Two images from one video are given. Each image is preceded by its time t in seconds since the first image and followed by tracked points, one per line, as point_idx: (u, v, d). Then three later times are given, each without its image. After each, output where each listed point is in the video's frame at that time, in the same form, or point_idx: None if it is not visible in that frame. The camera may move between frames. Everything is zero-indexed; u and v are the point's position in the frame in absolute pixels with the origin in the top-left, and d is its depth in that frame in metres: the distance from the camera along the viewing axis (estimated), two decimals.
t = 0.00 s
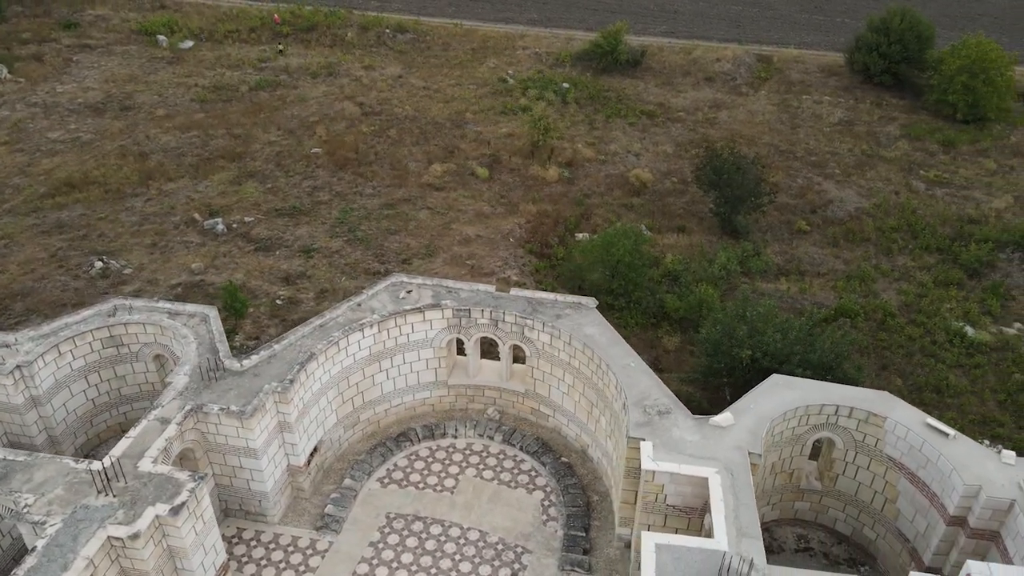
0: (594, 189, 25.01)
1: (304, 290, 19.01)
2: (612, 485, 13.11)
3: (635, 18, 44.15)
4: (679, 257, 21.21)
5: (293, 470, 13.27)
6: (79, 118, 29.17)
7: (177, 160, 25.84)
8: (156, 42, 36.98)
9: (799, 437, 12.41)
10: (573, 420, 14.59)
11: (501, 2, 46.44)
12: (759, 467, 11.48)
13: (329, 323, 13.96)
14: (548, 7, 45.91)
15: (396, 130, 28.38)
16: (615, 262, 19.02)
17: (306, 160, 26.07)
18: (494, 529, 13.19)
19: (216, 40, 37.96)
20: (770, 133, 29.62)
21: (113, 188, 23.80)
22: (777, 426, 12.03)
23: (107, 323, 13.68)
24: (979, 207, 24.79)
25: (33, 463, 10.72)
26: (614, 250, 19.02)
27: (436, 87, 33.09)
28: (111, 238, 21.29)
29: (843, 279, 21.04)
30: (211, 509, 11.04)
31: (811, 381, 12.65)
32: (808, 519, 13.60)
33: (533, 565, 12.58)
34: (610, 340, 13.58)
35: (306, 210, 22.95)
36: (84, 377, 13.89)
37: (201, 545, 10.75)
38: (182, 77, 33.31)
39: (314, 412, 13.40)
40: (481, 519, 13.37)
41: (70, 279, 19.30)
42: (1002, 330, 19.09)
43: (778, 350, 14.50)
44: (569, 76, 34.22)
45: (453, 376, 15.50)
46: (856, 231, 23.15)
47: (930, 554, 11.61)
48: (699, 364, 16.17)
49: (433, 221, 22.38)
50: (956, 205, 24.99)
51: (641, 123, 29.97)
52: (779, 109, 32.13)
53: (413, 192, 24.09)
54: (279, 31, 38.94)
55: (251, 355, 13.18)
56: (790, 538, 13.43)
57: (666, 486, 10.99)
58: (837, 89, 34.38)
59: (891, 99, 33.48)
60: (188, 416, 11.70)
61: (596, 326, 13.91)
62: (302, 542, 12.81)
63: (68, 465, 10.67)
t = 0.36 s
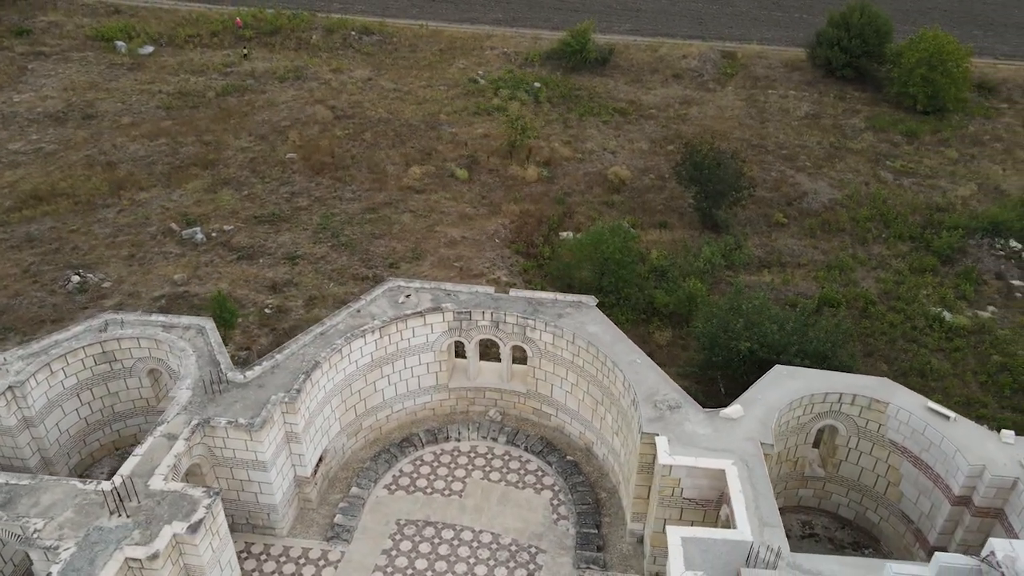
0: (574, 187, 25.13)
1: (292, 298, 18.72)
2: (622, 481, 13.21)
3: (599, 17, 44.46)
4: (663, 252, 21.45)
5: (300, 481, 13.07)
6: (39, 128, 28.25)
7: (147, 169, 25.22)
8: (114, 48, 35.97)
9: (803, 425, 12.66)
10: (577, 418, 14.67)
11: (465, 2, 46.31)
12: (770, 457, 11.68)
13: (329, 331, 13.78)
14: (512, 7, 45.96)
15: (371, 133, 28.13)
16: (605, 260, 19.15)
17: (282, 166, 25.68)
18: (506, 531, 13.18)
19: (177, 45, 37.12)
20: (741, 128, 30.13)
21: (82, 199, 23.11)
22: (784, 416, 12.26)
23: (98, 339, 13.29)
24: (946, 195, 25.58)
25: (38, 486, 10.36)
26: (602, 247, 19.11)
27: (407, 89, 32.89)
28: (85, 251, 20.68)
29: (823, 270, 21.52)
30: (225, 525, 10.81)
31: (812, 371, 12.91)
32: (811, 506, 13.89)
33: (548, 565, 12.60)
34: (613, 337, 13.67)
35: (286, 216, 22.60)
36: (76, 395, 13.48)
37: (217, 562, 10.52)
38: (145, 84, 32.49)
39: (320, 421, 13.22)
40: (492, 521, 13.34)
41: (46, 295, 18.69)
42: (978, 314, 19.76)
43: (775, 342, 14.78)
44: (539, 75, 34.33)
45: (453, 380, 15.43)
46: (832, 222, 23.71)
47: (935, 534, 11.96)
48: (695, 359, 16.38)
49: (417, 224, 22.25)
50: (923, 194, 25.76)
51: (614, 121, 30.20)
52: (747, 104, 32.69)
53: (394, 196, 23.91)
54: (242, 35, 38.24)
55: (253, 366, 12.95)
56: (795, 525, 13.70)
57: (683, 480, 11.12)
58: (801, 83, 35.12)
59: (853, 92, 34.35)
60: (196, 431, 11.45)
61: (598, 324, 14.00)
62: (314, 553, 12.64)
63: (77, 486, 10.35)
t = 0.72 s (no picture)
0: (555, 186, 25.23)
1: (283, 306, 18.43)
2: (635, 477, 13.32)
3: (565, 16, 44.68)
4: (650, 248, 21.66)
5: (312, 491, 12.88)
6: None
7: (119, 179, 24.55)
8: (72, 55, 34.89)
9: (811, 414, 12.91)
10: (583, 416, 14.74)
11: (429, 3, 46.09)
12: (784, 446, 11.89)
13: (334, 338, 13.61)
14: (477, 7, 45.91)
15: (347, 137, 27.85)
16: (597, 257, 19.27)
17: (259, 172, 25.25)
18: (522, 531, 13.19)
19: (138, 51, 36.19)
20: (714, 123, 30.59)
21: (54, 211, 22.39)
22: (794, 406, 12.50)
23: (96, 356, 12.92)
24: (915, 184, 26.35)
25: (51, 509, 10.03)
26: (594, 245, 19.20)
27: (379, 91, 32.63)
28: (62, 264, 20.05)
29: (805, 260, 21.98)
30: (246, 541, 10.60)
31: (816, 360, 13.18)
32: (817, 493, 14.18)
33: (567, 563, 12.64)
34: (620, 334, 13.77)
35: (268, 223, 22.24)
36: (74, 414, 13.09)
37: None
38: (108, 91, 31.62)
39: (329, 430, 13.04)
40: (508, 523, 13.33)
41: (25, 312, 18.06)
42: (955, 299, 20.41)
43: (776, 333, 15.03)
44: (511, 75, 34.37)
45: (457, 383, 15.37)
46: (809, 213, 24.24)
47: (942, 513, 12.32)
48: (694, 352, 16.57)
49: (403, 227, 22.09)
50: (893, 183, 26.50)
51: (590, 119, 30.39)
52: (717, 100, 33.20)
53: (376, 199, 23.71)
54: (205, 39, 37.46)
55: (260, 377, 12.72)
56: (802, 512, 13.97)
57: (703, 473, 11.26)
58: (767, 78, 35.79)
59: (818, 86, 35.15)
60: (209, 446, 11.21)
61: (604, 321, 14.09)
62: (330, 564, 12.47)
63: (93, 508, 10.05)
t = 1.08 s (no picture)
0: (539, 185, 25.29)
1: (278, 314, 18.13)
2: (652, 472, 13.46)
3: (531, 16, 44.79)
4: (640, 244, 21.87)
5: (330, 501, 12.71)
6: None
7: (93, 190, 23.87)
8: (29, 62, 33.71)
9: (821, 402, 13.19)
10: (594, 414, 14.83)
11: (395, 5, 45.77)
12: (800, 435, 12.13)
13: (345, 346, 13.44)
14: (444, 7, 45.73)
15: (325, 141, 27.51)
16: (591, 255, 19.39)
17: (238, 179, 24.78)
18: (542, 531, 13.21)
19: (99, 57, 35.14)
20: (688, 119, 31.00)
21: (28, 225, 21.66)
22: (806, 395, 12.76)
23: (101, 373, 12.57)
24: (887, 174, 27.08)
25: (74, 532, 9.74)
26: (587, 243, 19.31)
27: (353, 94, 32.29)
28: (42, 279, 19.41)
29: (789, 252, 22.42)
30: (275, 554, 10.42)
31: (823, 350, 13.46)
32: (824, 479, 14.48)
33: (590, 561, 12.70)
34: (631, 331, 13.89)
35: (253, 231, 21.85)
36: (79, 433, 12.72)
37: None
38: (72, 99, 30.68)
39: (345, 438, 12.88)
40: (527, 523, 13.35)
41: (7, 330, 17.44)
42: (936, 285, 21.06)
43: (779, 324, 15.33)
44: (484, 76, 34.34)
45: (465, 386, 15.32)
46: (790, 206, 24.74)
47: (950, 494, 12.71)
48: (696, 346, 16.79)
49: (391, 230, 21.92)
50: (866, 174, 27.21)
51: (567, 118, 30.52)
52: (690, 96, 33.64)
53: (361, 203, 23.47)
54: (168, 45, 36.57)
55: (274, 388, 12.51)
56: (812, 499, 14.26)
57: (726, 464, 11.43)
58: (736, 74, 36.38)
59: (785, 81, 35.88)
60: (230, 460, 11.00)
61: (613, 319, 14.19)
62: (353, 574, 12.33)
63: (119, 528, 9.80)
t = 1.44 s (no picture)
0: (525, 185, 25.36)
1: (277, 323, 17.87)
2: (672, 464, 13.64)
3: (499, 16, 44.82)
4: (631, 240, 22.09)
5: (354, 509, 12.59)
6: None
7: (69, 202, 23.17)
8: None
9: (833, 390, 13.52)
10: (607, 410, 14.97)
11: (360, 6, 45.36)
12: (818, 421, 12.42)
13: (361, 352, 13.32)
14: (410, 8, 45.48)
15: (305, 145, 27.16)
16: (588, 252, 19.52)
17: (220, 186, 24.32)
18: (566, 528, 13.28)
19: (60, 65, 34.06)
20: (664, 115, 31.40)
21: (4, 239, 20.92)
22: (819, 383, 13.06)
23: (113, 388, 12.24)
24: (860, 165, 27.81)
25: (109, 553, 9.50)
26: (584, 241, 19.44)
27: (327, 97, 31.92)
28: (25, 295, 18.78)
29: (775, 244, 22.88)
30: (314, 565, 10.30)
31: (832, 338, 13.79)
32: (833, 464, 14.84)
33: (617, 555, 12.81)
34: (644, 326, 14.05)
35: (241, 239, 21.46)
36: (91, 452, 12.36)
37: None
38: (36, 109, 29.69)
39: (367, 445, 12.76)
40: (550, 521, 13.41)
41: None
42: (918, 272, 21.72)
43: (782, 314, 15.65)
44: (459, 76, 34.27)
45: (477, 387, 15.31)
46: (771, 199, 25.27)
47: (959, 473, 13.16)
48: (699, 339, 17.04)
49: (383, 234, 21.76)
50: (840, 165, 27.92)
51: (545, 117, 30.63)
52: (663, 93, 34.07)
53: (349, 208, 23.24)
54: (132, 50, 35.62)
55: (294, 397, 12.33)
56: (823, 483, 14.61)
57: (752, 454, 11.65)
58: (705, 70, 36.94)
59: (754, 76, 36.60)
60: (260, 471, 10.83)
61: (624, 315, 14.34)
62: None
63: (154, 547, 9.58)
